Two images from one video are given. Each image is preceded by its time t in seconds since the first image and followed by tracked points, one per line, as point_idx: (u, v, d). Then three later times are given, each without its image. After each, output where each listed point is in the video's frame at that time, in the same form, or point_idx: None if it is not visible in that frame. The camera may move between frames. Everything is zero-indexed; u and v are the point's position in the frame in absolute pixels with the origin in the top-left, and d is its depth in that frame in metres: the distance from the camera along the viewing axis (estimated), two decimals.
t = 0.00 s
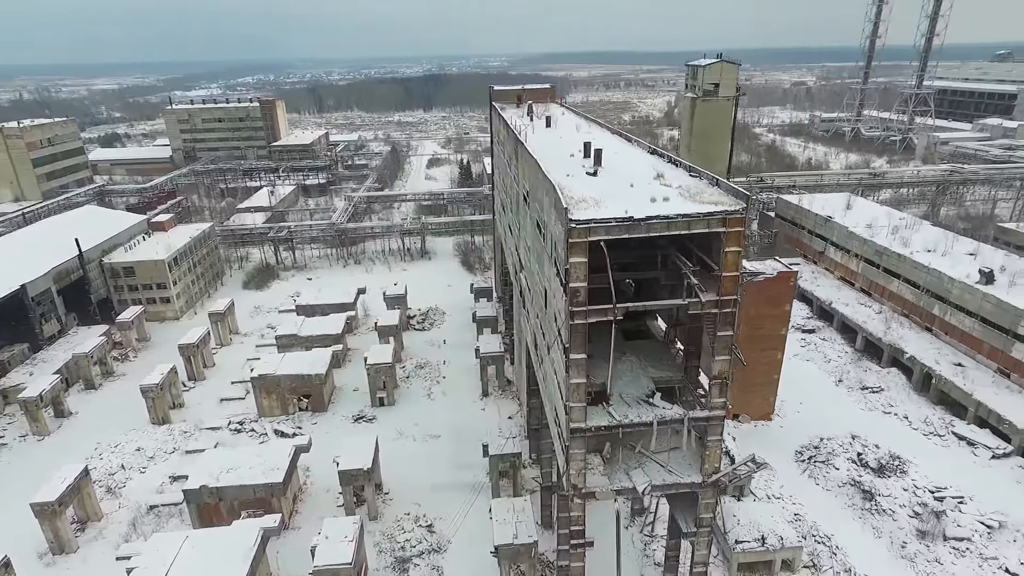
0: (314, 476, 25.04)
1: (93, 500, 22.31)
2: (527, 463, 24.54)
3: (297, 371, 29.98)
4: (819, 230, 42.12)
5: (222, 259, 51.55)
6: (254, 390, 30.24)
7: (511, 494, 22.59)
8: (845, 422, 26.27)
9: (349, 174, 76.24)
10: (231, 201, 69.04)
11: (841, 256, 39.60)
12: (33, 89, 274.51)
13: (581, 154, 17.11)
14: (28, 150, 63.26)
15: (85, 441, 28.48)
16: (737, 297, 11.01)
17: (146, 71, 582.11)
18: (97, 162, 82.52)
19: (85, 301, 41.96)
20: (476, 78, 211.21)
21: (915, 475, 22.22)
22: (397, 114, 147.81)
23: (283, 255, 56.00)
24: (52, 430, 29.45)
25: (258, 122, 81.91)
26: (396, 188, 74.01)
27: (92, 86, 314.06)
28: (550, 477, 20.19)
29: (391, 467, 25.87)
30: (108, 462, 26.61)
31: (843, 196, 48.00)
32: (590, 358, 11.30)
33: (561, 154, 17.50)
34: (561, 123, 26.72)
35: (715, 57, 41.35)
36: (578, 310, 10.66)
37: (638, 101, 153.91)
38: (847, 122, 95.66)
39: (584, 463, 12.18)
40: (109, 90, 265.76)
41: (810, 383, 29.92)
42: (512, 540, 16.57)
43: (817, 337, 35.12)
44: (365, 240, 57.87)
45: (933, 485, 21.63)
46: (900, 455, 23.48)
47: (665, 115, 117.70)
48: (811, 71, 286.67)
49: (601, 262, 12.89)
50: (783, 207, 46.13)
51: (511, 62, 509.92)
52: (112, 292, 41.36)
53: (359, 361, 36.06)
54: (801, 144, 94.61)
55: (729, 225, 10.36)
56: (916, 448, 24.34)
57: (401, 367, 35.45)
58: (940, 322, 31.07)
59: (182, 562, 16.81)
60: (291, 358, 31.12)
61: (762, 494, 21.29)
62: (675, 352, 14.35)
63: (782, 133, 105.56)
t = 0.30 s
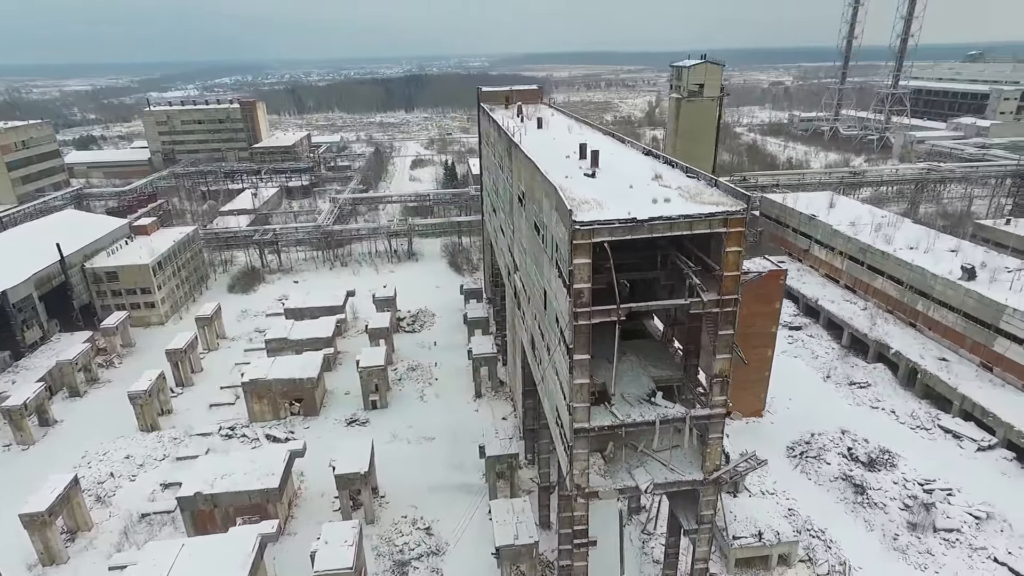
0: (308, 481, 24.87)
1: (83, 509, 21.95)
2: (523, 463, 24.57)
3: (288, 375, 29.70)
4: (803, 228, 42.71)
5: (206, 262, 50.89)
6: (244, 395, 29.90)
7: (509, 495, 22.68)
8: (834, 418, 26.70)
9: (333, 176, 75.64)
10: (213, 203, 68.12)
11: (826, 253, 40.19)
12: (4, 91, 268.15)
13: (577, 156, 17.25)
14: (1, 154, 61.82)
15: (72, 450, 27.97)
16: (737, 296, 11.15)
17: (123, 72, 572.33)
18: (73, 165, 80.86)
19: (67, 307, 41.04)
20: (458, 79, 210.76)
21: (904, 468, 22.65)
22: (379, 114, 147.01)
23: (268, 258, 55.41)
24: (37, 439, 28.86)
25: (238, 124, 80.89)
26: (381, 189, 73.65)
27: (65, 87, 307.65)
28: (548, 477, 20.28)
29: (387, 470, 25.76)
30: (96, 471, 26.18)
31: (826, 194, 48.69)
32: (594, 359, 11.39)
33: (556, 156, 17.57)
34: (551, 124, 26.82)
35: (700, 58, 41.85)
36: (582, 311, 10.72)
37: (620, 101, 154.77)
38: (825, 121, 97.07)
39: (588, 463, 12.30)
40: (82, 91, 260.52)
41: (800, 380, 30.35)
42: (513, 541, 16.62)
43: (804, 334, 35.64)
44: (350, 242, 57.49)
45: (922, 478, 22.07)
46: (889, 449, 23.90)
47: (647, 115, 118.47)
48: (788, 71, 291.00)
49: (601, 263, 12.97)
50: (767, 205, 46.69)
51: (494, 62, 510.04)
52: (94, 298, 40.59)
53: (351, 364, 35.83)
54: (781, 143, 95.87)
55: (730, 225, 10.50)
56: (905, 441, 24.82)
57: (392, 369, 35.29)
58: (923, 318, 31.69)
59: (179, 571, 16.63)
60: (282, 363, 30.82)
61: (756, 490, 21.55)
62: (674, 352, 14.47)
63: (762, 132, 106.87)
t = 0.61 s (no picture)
0: (304, 485, 24.69)
1: (74, 519, 21.60)
2: (521, 464, 24.60)
3: (280, 379, 29.42)
4: (790, 227, 43.19)
5: (192, 266, 50.22)
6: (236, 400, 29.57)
7: (507, 496, 22.72)
8: (825, 414, 27.03)
9: (319, 177, 75.06)
10: (196, 206, 67.27)
11: (813, 252, 40.68)
12: None
13: (573, 157, 17.32)
14: None
15: (60, 458, 27.48)
16: (738, 296, 11.27)
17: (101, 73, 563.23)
18: (50, 168, 79.35)
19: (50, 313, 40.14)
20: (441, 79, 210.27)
21: (896, 463, 23.00)
22: (363, 115, 146.20)
23: (254, 260, 54.85)
24: (23, 447, 28.29)
25: (220, 126, 79.74)
26: (366, 190, 73.27)
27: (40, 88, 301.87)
28: (547, 477, 20.34)
29: (383, 473, 25.66)
30: (86, 479, 25.75)
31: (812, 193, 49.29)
32: (598, 360, 11.44)
33: (553, 157, 17.63)
34: (543, 125, 26.91)
35: (686, 59, 42.22)
36: (586, 312, 10.77)
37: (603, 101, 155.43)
38: (807, 120, 98.28)
39: (592, 463, 12.35)
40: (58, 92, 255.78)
41: (790, 377, 30.68)
42: (515, 542, 16.66)
43: (793, 331, 36.07)
44: (338, 244, 57.12)
45: (913, 472, 22.42)
46: (881, 444, 24.25)
47: (630, 115, 119.09)
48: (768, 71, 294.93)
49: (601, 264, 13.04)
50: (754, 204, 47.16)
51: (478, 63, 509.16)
52: (78, 303, 39.85)
53: (343, 367, 35.63)
54: (763, 142, 96.98)
55: (732, 225, 10.62)
56: (895, 436, 25.19)
57: (385, 372, 35.13)
58: (910, 315, 32.20)
59: None
60: (274, 366, 30.53)
61: (752, 486, 21.74)
62: (673, 351, 14.56)
63: (745, 132, 107.98)
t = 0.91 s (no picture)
0: (305, 489, 24.59)
1: (72, 525, 21.40)
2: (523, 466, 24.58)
3: (279, 382, 29.24)
4: (786, 226, 43.39)
5: (186, 268, 49.85)
6: (235, 403, 29.37)
7: (510, 498, 22.74)
8: (825, 413, 27.14)
9: (311, 178, 74.74)
10: (188, 207, 66.80)
11: (808, 251, 40.88)
12: None
13: (576, 158, 17.35)
14: None
15: (57, 463, 27.20)
16: (747, 296, 11.27)
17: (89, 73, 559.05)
18: (38, 170, 78.52)
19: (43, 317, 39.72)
20: (433, 79, 209.94)
21: (896, 461, 23.12)
22: (354, 116, 145.72)
23: (248, 262, 54.55)
24: (18, 453, 27.98)
25: (211, 126, 78.68)
26: (360, 191, 73.09)
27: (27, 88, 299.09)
28: (550, 479, 20.36)
29: (385, 476, 25.58)
30: (84, 485, 25.51)
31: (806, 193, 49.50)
32: (607, 362, 11.45)
33: (557, 158, 17.62)
34: (543, 127, 26.95)
35: (680, 59, 42.36)
36: (596, 314, 10.76)
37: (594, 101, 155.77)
38: (797, 120, 98.88)
39: (600, 465, 12.36)
40: (45, 92, 253.58)
41: (788, 376, 30.83)
42: (521, 545, 16.72)
43: (790, 331, 36.27)
44: (332, 246, 56.90)
45: (913, 470, 22.55)
46: (881, 443, 24.36)
47: (622, 115, 119.36)
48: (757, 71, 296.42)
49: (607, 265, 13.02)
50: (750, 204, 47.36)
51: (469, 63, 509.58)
52: (71, 306, 39.45)
53: (342, 369, 35.51)
54: (754, 142, 97.49)
55: (740, 227, 10.61)
56: (894, 434, 25.32)
57: (384, 374, 35.03)
58: (905, 314, 32.39)
59: None
60: (272, 369, 30.35)
61: (754, 485, 21.83)
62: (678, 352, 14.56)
63: (736, 131, 108.54)
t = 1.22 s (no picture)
0: (308, 493, 24.47)
1: (73, 532, 21.21)
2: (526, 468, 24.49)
3: (279, 385, 29.06)
4: (784, 226, 43.45)
5: (182, 270, 49.52)
6: (235, 406, 29.18)
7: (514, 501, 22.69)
8: (826, 413, 27.15)
9: (307, 179, 74.48)
10: (182, 209, 66.39)
11: (807, 251, 40.95)
12: None
13: (582, 160, 17.33)
14: None
15: (55, 469, 26.97)
16: (757, 298, 11.23)
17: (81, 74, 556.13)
18: (30, 171, 77.87)
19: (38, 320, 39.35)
20: (426, 79, 209.60)
21: (899, 461, 23.12)
22: (348, 116, 145.36)
23: (244, 264, 54.28)
24: (16, 458, 27.74)
25: (204, 128, 78.19)
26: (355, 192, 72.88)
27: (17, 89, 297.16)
28: (555, 481, 20.34)
29: (388, 479, 25.48)
30: (83, 490, 25.30)
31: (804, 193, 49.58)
32: (618, 365, 11.42)
33: (562, 160, 17.56)
34: (545, 128, 26.94)
35: (678, 60, 42.32)
36: (607, 317, 10.74)
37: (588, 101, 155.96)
38: (792, 120, 99.06)
39: (610, 468, 12.33)
40: (35, 93, 251.95)
41: (789, 376, 30.84)
42: (529, 547, 16.67)
43: (790, 331, 36.33)
44: (329, 247, 56.67)
45: (916, 469, 22.54)
46: (883, 442, 24.36)
47: (617, 115, 119.46)
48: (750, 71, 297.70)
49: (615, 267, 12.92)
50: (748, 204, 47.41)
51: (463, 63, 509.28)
52: (67, 309, 39.11)
53: (342, 371, 35.34)
54: (749, 142, 97.79)
55: (752, 229, 10.57)
56: (896, 433, 25.33)
57: (385, 376, 34.91)
58: (905, 313, 32.43)
59: None
60: (273, 372, 30.15)
61: (758, 485, 21.81)
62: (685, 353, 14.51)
63: (730, 131, 108.83)
